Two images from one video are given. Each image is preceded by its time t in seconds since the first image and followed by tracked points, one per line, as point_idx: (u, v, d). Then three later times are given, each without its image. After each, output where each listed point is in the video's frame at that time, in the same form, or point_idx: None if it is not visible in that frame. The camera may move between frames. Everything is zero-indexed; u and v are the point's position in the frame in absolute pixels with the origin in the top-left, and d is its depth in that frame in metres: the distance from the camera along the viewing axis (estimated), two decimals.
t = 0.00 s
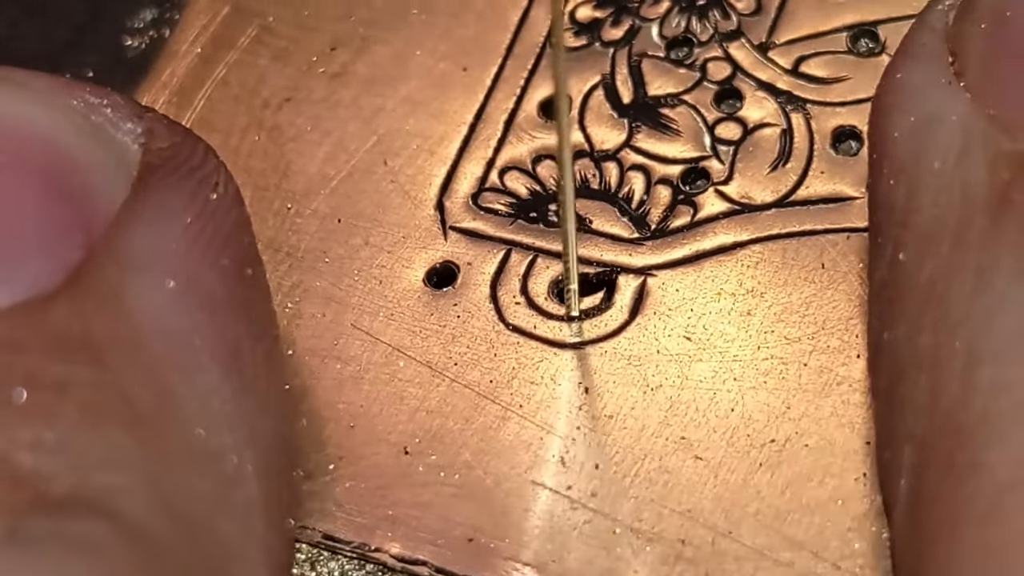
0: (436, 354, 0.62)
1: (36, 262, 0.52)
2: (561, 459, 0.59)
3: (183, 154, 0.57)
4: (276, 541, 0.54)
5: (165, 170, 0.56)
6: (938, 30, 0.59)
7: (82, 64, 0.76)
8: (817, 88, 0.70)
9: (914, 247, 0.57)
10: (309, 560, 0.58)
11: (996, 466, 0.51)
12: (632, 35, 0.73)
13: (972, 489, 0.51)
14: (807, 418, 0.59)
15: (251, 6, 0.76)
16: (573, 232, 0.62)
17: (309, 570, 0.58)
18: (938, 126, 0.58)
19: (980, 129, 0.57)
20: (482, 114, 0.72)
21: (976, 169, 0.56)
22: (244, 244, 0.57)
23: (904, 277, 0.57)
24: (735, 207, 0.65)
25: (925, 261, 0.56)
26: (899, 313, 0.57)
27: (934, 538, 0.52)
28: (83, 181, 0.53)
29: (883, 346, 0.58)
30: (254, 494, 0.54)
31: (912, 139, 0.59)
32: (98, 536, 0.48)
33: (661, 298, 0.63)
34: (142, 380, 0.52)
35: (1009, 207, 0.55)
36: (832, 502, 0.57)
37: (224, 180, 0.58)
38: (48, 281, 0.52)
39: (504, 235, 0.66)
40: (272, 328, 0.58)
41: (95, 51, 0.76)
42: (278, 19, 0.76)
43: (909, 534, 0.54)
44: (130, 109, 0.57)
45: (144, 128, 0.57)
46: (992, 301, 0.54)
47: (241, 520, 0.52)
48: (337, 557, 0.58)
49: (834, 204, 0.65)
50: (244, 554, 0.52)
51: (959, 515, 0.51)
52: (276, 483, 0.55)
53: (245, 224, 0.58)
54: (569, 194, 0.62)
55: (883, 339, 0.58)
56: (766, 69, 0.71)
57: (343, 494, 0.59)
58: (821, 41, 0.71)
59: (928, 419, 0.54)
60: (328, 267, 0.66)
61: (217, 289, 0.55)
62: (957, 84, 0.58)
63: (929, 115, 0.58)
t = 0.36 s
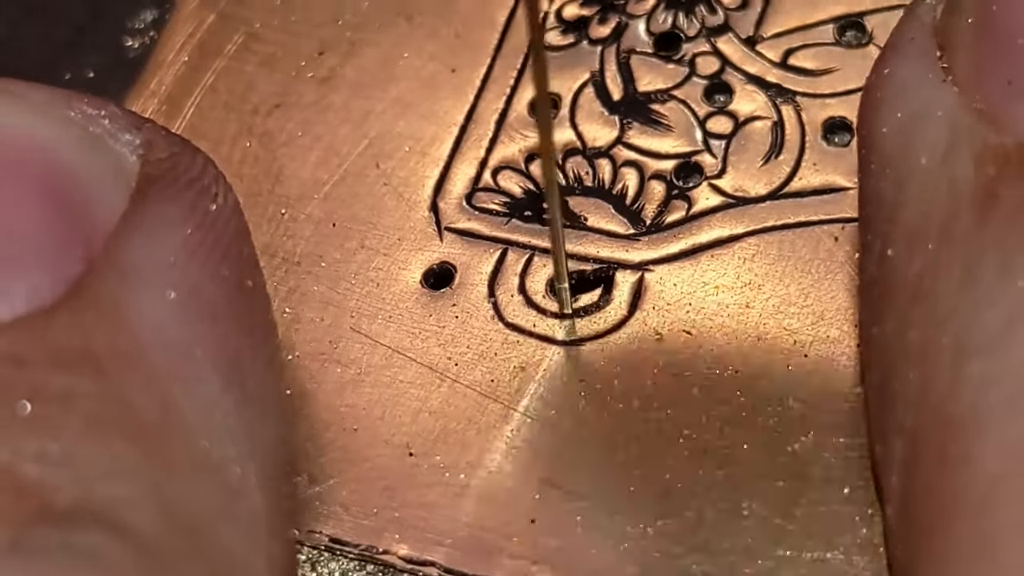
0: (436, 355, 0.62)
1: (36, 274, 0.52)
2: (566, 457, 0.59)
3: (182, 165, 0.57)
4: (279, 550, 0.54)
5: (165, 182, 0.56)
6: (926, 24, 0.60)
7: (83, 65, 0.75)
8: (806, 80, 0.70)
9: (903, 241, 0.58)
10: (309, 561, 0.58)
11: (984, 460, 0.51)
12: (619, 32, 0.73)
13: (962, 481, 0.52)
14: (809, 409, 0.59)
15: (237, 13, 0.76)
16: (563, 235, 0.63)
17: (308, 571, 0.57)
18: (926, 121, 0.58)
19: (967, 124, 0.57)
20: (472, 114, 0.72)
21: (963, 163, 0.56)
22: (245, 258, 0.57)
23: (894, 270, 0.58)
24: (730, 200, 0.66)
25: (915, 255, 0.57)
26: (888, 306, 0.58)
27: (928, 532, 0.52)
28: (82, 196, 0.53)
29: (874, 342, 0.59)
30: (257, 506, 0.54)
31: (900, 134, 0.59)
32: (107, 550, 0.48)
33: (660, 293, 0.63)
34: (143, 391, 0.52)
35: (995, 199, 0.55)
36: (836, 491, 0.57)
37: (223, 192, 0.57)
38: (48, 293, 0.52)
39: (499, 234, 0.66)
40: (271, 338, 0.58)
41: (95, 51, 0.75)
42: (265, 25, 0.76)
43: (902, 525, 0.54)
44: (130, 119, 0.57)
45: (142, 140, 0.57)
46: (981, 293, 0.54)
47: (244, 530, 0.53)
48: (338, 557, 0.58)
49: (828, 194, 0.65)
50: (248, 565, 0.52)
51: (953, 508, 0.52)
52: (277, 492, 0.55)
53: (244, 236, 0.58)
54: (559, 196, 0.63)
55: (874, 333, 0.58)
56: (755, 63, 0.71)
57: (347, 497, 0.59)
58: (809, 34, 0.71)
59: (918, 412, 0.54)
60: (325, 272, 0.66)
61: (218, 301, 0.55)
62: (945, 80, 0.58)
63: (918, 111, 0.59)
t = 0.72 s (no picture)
0: (440, 354, 0.62)
1: (38, 280, 0.52)
2: (575, 452, 0.59)
3: (184, 170, 0.57)
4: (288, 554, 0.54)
5: (166, 188, 0.56)
6: (917, 11, 0.60)
7: (82, 63, 0.76)
8: (799, 71, 0.70)
9: (900, 226, 0.58)
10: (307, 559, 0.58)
11: (987, 442, 0.51)
12: (610, 28, 0.73)
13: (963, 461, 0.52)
14: (817, 399, 0.59)
15: (226, 20, 0.76)
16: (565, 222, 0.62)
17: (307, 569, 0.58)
18: (920, 104, 0.58)
19: (962, 105, 0.56)
20: (467, 114, 0.72)
21: (958, 145, 0.56)
22: (249, 259, 0.57)
23: (892, 256, 0.58)
24: (729, 192, 0.66)
25: (911, 241, 0.57)
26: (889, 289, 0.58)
27: (934, 515, 0.53)
28: (82, 202, 0.53)
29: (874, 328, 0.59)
30: (268, 508, 0.54)
31: (894, 118, 0.59)
32: (125, 552, 0.48)
33: (662, 287, 0.63)
34: (150, 394, 0.52)
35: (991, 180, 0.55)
36: (847, 480, 0.57)
37: (226, 197, 0.58)
38: (51, 298, 0.52)
39: (498, 233, 0.66)
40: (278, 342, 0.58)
41: (95, 49, 0.76)
42: (254, 31, 0.76)
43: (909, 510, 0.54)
44: (129, 128, 0.57)
45: (143, 147, 0.57)
46: (977, 273, 0.54)
47: (255, 532, 0.53)
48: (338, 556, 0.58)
49: (827, 184, 0.66)
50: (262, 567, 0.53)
51: (956, 487, 0.52)
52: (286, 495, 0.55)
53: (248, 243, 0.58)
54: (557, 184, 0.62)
55: (874, 321, 0.59)
56: (747, 55, 0.71)
57: (357, 499, 0.59)
58: (800, 25, 0.72)
59: (919, 397, 0.55)
60: (325, 275, 0.66)
61: (224, 302, 0.55)
62: (938, 62, 0.58)
63: (910, 95, 0.59)
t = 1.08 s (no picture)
0: (442, 364, 0.62)
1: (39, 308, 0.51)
2: (582, 456, 0.59)
3: (182, 192, 0.56)
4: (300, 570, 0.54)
5: (167, 211, 0.55)
6: (902, 11, 0.59)
7: (83, 65, 0.76)
8: (786, 69, 0.70)
9: (888, 229, 0.57)
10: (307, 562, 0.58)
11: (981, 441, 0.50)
12: (596, 33, 0.73)
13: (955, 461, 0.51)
14: (821, 394, 0.60)
15: (210, 37, 0.76)
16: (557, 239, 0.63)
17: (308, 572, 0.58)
18: (904, 107, 0.57)
19: (946, 106, 0.56)
20: (457, 122, 0.72)
21: (943, 147, 0.56)
22: (247, 280, 0.56)
23: (880, 258, 0.57)
24: (723, 192, 0.66)
25: (898, 244, 0.56)
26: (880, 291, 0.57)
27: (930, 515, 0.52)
28: (84, 228, 0.53)
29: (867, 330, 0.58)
30: (274, 530, 0.53)
31: (881, 121, 0.58)
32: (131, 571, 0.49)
33: (661, 289, 0.63)
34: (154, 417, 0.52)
35: (977, 180, 0.54)
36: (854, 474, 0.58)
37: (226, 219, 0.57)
38: (52, 324, 0.52)
39: (495, 241, 0.66)
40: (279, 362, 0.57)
41: (95, 50, 0.76)
42: (240, 46, 0.76)
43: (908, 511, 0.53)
44: (125, 150, 0.56)
45: (141, 169, 0.56)
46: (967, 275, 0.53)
47: (264, 549, 0.53)
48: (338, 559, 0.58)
49: (820, 181, 0.66)
50: None
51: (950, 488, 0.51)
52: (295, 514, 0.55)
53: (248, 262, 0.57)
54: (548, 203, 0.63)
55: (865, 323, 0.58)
56: (734, 55, 0.71)
57: (366, 510, 0.59)
58: (785, 24, 0.72)
59: (917, 394, 0.54)
60: (323, 289, 0.66)
61: (225, 324, 0.55)
62: (922, 65, 0.58)
63: (895, 98, 0.58)
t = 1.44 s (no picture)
0: (443, 367, 0.62)
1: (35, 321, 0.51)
2: (589, 455, 0.59)
3: (176, 210, 0.56)
4: None
5: (163, 227, 0.55)
6: None
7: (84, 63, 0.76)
8: (775, 63, 0.71)
9: (889, 213, 0.58)
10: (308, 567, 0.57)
11: (990, 423, 0.51)
12: (582, 32, 0.73)
13: (966, 446, 0.51)
14: (825, 385, 0.60)
15: (195, 47, 0.76)
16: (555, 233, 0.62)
17: None
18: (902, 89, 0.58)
19: (942, 87, 0.56)
20: (447, 125, 0.72)
21: (942, 125, 0.56)
22: (246, 290, 0.57)
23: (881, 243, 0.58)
24: (717, 187, 0.66)
25: (900, 227, 0.57)
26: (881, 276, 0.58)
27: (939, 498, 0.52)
28: (77, 243, 0.52)
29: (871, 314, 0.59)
30: (279, 539, 0.53)
31: (878, 105, 0.59)
32: None
33: (660, 286, 0.63)
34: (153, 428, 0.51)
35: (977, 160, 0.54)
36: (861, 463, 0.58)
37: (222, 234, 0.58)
38: (49, 337, 0.51)
39: (491, 242, 0.66)
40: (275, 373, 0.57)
41: (96, 50, 0.76)
42: (225, 56, 0.76)
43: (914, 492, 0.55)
44: (119, 168, 0.56)
45: (135, 186, 0.55)
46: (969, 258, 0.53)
47: (268, 560, 0.52)
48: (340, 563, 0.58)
49: (814, 173, 0.66)
50: None
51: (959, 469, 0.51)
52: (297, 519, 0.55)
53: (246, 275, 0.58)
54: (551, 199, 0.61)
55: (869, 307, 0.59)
56: (722, 51, 0.71)
57: (375, 515, 0.58)
58: (771, 17, 0.72)
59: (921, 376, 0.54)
60: (320, 296, 0.66)
61: (226, 340, 0.55)
62: (916, 46, 0.58)
63: (892, 80, 0.58)
